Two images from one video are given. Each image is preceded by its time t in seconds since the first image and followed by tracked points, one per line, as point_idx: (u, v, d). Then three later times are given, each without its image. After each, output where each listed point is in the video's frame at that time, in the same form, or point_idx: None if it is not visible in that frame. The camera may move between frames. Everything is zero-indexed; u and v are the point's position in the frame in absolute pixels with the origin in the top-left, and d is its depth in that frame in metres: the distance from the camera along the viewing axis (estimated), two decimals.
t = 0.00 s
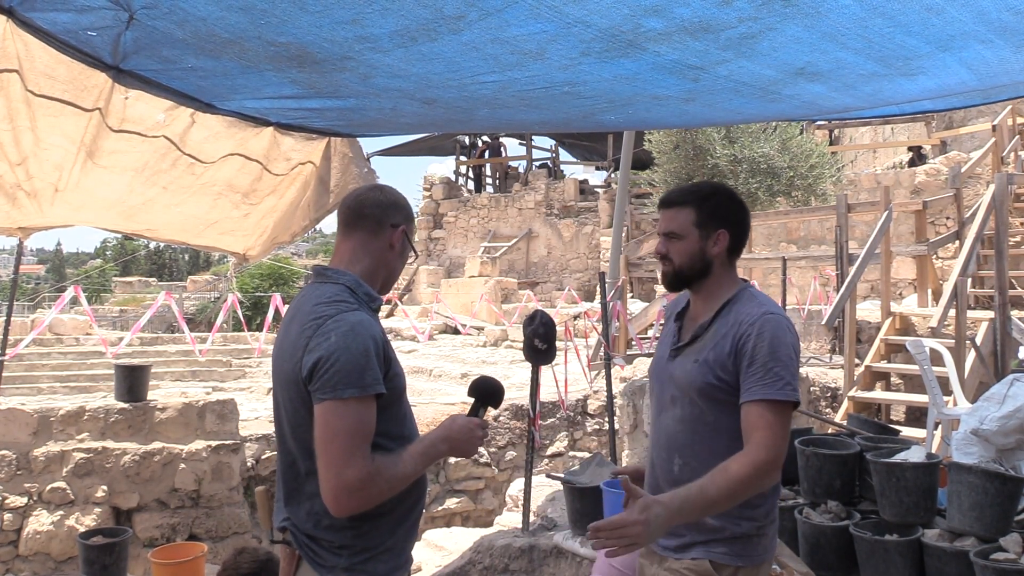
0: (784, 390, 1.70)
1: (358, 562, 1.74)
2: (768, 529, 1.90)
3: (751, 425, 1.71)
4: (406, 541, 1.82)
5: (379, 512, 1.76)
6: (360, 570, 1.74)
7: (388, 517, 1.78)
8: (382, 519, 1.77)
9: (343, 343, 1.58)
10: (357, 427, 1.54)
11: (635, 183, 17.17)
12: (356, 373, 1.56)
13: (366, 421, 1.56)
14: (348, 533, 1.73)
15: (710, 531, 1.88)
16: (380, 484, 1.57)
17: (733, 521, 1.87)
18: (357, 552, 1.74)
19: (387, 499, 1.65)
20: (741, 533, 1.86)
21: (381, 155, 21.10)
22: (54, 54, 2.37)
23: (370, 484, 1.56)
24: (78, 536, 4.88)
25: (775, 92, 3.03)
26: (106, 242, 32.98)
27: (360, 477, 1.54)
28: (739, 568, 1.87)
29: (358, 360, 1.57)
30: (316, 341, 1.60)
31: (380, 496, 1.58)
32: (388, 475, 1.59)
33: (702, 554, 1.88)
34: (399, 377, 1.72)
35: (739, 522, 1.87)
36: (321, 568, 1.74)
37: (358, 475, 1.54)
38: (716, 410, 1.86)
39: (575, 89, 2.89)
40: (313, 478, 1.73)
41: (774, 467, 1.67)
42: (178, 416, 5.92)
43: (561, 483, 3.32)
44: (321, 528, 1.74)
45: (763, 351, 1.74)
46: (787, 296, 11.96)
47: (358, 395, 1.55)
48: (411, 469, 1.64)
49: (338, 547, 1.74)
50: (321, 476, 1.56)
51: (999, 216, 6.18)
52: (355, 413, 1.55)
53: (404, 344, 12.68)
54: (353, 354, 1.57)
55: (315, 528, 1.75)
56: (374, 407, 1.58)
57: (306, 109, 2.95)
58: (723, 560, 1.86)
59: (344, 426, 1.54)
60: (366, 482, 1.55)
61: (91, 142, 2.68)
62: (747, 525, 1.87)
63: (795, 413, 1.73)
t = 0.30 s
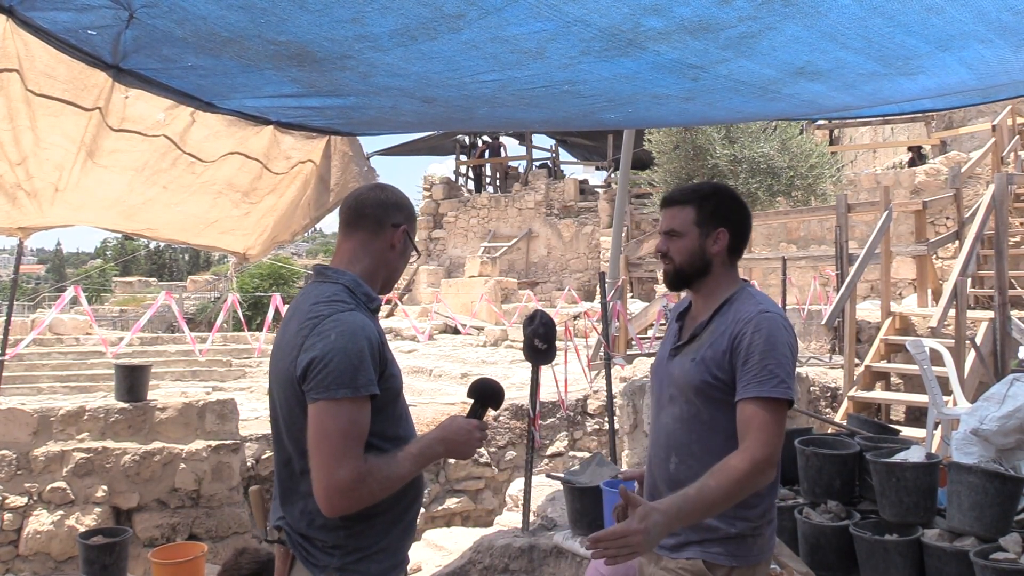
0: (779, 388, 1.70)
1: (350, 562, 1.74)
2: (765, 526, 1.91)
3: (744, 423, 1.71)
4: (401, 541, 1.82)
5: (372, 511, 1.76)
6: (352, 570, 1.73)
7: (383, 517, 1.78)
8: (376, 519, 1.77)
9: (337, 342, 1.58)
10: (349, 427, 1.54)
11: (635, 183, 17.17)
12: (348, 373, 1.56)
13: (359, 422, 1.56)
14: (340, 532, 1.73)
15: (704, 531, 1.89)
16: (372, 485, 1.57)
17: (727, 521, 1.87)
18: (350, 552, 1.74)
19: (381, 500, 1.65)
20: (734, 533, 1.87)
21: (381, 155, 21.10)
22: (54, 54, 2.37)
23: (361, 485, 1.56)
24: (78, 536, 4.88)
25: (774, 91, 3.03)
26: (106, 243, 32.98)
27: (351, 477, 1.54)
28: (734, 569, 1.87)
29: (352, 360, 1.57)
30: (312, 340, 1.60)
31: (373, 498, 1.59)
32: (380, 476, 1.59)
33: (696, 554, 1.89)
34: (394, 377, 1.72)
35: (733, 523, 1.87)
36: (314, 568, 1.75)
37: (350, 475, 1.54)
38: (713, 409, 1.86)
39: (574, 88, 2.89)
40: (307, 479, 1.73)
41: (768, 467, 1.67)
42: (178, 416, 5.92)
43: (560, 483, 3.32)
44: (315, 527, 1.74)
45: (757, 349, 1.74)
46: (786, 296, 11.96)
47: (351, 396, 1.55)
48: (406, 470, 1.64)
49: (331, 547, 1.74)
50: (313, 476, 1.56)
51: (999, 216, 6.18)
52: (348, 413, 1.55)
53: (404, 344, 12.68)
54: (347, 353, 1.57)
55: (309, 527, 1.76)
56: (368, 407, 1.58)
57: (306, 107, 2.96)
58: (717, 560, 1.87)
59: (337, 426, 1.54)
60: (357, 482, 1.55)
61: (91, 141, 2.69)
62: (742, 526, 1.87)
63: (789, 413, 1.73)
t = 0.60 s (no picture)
0: (772, 388, 1.69)
1: (346, 562, 1.74)
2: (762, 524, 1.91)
3: (735, 423, 1.71)
4: (397, 541, 1.82)
5: (368, 512, 1.77)
6: (348, 570, 1.74)
7: (380, 517, 1.78)
8: (372, 519, 1.77)
9: (330, 342, 1.58)
10: (340, 428, 1.55)
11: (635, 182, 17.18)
12: (340, 374, 1.56)
13: (352, 422, 1.56)
14: (336, 533, 1.74)
15: (701, 529, 1.89)
16: (363, 486, 1.58)
17: (723, 520, 1.88)
18: (346, 552, 1.74)
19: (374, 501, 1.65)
20: (729, 532, 1.87)
21: (381, 155, 21.09)
22: (54, 53, 2.37)
23: (353, 486, 1.56)
24: (78, 536, 4.88)
25: (775, 90, 3.03)
26: (106, 243, 32.99)
27: (342, 478, 1.54)
28: (728, 568, 1.87)
29: (345, 360, 1.57)
30: (305, 340, 1.61)
31: (365, 498, 1.59)
32: (372, 476, 1.59)
33: (691, 553, 1.89)
34: (389, 378, 1.73)
35: (727, 522, 1.87)
36: (310, 568, 1.75)
37: (341, 475, 1.54)
38: (709, 410, 1.86)
39: (574, 87, 2.89)
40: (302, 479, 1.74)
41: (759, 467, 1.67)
42: (178, 416, 5.92)
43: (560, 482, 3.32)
44: (311, 528, 1.75)
45: (751, 350, 1.74)
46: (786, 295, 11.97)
47: (343, 396, 1.55)
48: (399, 471, 1.64)
49: (327, 547, 1.74)
50: (305, 476, 1.57)
51: (999, 216, 6.18)
52: (340, 413, 1.55)
53: (405, 344, 12.68)
54: (340, 354, 1.57)
55: (306, 527, 1.76)
56: (361, 408, 1.58)
57: (306, 106, 2.96)
58: (713, 560, 1.87)
59: (329, 427, 1.54)
60: (349, 483, 1.55)
61: (91, 141, 2.69)
62: (737, 525, 1.87)
63: (782, 413, 1.72)
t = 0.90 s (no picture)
0: (770, 391, 1.69)
1: (345, 562, 1.74)
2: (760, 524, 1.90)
3: (734, 425, 1.71)
4: (396, 541, 1.82)
5: (366, 511, 1.77)
6: (347, 570, 1.74)
7: (379, 517, 1.78)
8: (371, 519, 1.77)
9: (327, 343, 1.58)
10: (339, 428, 1.55)
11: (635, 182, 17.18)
12: (338, 374, 1.56)
13: (350, 422, 1.56)
14: (334, 533, 1.74)
15: (700, 529, 1.90)
16: (361, 486, 1.58)
17: (723, 520, 1.88)
18: (345, 552, 1.74)
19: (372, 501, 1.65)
20: (729, 532, 1.87)
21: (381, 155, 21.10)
22: (54, 52, 2.36)
23: (351, 486, 1.56)
24: (78, 536, 4.88)
25: (774, 89, 3.03)
26: (106, 243, 33.00)
27: (340, 478, 1.55)
28: (728, 568, 1.87)
29: (342, 361, 1.57)
30: (303, 341, 1.61)
31: (362, 499, 1.59)
32: (370, 477, 1.59)
33: (692, 553, 1.89)
34: (388, 378, 1.73)
35: (727, 522, 1.87)
36: (309, 568, 1.75)
37: (339, 476, 1.55)
38: (708, 411, 1.87)
39: (574, 86, 2.89)
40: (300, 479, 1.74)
41: (758, 470, 1.67)
42: (178, 416, 5.92)
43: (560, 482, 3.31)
44: (309, 528, 1.75)
45: (749, 352, 1.74)
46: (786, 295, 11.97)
47: (341, 397, 1.55)
48: (397, 471, 1.64)
49: (325, 547, 1.74)
50: (303, 475, 1.57)
51: (999, 216, 6.18)
52: (339, 414, 1.55)
53: (405, 344, 12.68)
54: (337, 355, 1.57)
55: (305, 527, 1.76)
56: (359, 408, 1.58)
57: (306, 106, 2.96)
58: (712, 559, 1.87)
59: (327, 427, 1.54)
60: (347, 484, 1.56)
61: (91, 140, 2.69)
62: (737, 524, 1.87)
63: (782, 415, 1.72)
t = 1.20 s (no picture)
0: (773, 394, 1.69)
1: (345, 562, 1.74)
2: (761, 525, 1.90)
3: (738, 429, 1.71)
4: (396, 540, 1.82)
5: (367, 511, 1.76)
6: (347, 570, 1.74)
7: (379, 516, 1.78)
8: (371, 519, 1.77)
9: (327, 343, 1.58)
10: (339, 428, 1.55)
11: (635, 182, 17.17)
12: (338, 374, 1.56)
13: (351, 423, 1.56)
14: (335, 533, 1.74)
15: (702, 530, 1.89)
16: (362, 486, 1.58)
17: (726, 520, 1.88)
18: (345, 552, 1.74)
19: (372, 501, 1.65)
20: (731, 532, 1.87)
21: (381, 155, 21.10)
22: (54, 52, 2.35)
23: (352, 486, 1.56)
24: (78, 536, 4.88)
25: (775, 89, 3.03)
26: (106, 243, 33.00)
27: (340, 478, 1.54)
28: (730, 568, 1.87)
29: (342, 361, 1.57)
30: (303, 341, 1.60)
31: (363, 498, 1.59)
32: (370, 476, 1.59)
33: (694, 553, 1.89)
34: (388, 378, 1.72)
35: (729, 523, 1.87)
36: (309, 568, 1.75)
37: (340, 475, 1.54)
38: (709, 412, 1.87)
39: (574, 86, 2.89)
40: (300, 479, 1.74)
41: (762, 473, 1.67)
42: (178, 416, 5.92)
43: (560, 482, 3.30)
44: (309, 528, 1.75)
45: (751, 354, 1.74)
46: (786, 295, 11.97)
47: (341, 397, 1.55)
48: (396, 471, 1.64)
49: (325, 547, 1.74)
50: (303, 476, 1.57)
51: (999, 216, 6.18)
52: (339, 413, 1.55)
53: (405, 344, 12.68)
54: (337, 354, 1.57)
55: (305, 527, 1.76)
56: (359, 408, 1.58)
57: (306, 106, 2.96)
58: (715, 559, 1.87)
59: (328, 427, 1.54)
60: (348, 483, 1.55)
61: (91, 140, 2.68)
62: (739, 525, 1.87)
63: (786, 418, 1.72)
